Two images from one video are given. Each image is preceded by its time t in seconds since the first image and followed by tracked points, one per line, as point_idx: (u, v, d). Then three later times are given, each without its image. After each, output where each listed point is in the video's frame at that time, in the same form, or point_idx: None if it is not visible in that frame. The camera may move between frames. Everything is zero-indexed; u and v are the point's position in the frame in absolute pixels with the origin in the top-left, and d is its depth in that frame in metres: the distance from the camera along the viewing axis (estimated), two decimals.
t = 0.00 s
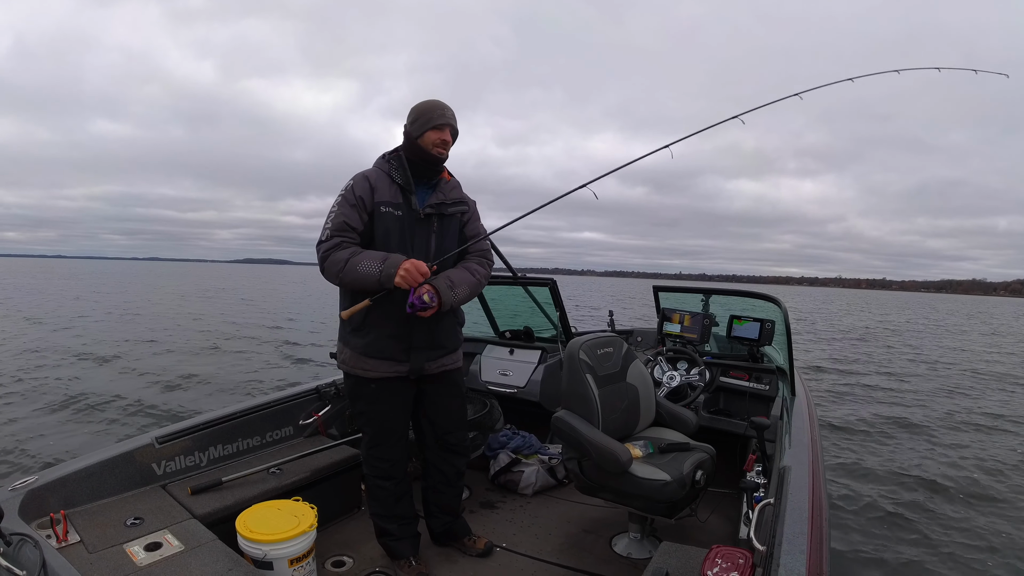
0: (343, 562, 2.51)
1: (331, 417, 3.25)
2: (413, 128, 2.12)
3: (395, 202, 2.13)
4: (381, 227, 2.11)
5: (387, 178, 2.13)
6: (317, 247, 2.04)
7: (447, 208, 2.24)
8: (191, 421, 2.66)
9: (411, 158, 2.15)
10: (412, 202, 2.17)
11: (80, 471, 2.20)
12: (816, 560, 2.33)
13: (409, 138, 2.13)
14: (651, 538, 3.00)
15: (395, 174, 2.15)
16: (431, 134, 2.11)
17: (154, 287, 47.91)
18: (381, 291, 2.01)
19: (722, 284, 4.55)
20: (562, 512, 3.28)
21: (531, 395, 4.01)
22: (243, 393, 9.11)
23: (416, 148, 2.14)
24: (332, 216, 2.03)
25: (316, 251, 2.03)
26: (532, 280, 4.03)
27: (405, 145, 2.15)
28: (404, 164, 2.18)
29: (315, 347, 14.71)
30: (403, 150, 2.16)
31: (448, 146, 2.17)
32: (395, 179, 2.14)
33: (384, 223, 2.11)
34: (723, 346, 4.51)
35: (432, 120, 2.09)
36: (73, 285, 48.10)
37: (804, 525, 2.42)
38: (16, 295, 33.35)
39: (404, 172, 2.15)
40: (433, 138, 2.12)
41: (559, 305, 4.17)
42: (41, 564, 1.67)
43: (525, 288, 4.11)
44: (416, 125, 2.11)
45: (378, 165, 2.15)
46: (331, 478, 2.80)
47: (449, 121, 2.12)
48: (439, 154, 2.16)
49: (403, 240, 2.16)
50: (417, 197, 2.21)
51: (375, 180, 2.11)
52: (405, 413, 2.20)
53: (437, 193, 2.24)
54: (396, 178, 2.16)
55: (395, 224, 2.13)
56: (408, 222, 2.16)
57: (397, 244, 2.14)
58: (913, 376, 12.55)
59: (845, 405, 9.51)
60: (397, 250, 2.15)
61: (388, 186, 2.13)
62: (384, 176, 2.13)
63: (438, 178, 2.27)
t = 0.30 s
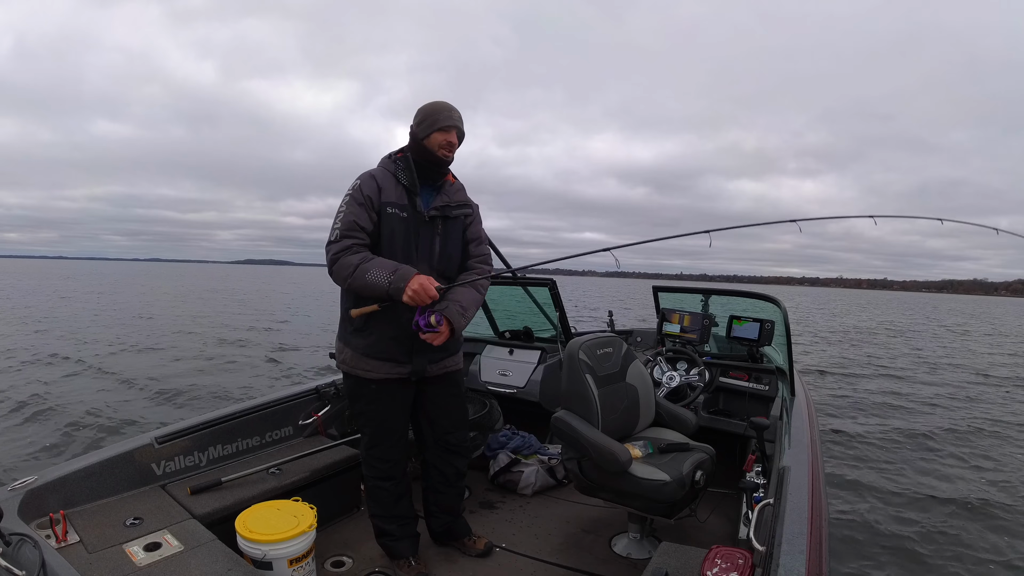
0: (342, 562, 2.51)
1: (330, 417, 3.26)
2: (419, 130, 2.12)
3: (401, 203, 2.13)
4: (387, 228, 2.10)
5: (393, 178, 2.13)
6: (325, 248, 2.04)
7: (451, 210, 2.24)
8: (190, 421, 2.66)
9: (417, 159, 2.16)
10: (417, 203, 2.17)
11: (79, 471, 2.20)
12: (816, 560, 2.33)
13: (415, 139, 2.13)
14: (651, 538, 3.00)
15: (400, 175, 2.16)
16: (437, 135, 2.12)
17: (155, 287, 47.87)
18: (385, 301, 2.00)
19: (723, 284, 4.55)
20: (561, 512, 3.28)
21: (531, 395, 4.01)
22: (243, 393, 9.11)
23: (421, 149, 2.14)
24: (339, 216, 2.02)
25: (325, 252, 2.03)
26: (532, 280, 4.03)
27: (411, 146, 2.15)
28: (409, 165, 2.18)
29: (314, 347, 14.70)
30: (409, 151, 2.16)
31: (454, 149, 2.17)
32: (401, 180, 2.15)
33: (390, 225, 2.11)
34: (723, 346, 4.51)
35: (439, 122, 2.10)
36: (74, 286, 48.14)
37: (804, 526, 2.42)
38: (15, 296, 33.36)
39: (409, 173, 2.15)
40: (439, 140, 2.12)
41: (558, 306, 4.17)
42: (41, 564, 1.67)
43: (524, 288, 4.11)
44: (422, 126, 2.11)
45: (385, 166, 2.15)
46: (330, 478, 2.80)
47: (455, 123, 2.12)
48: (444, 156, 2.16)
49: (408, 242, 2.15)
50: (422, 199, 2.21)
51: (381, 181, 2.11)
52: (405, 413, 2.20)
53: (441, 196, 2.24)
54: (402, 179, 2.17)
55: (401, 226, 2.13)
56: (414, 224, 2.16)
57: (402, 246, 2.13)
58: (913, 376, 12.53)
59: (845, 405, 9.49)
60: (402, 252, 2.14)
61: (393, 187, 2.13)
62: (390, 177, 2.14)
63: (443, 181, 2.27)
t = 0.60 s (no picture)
0: (342, 563, 2.51)
1: (330, 418, 3.26)
2: (434, 129, 2.10)
3: (411, 205, 2.13)
4: (396, 229, 2.11)
5: (404, 179, 2.14)
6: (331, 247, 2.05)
7: (464, 213, 2.22)
8: (190, 423, 2.66)
9: (431, 159, 2.15)
10: (429, 205, 2.16)
11: (79, 473, 2.20)
12: (816, 560, 2.33)
13: (430, 138, 2.12)
14: (651, 539, 3.00)
15: (413, 176, 2.15)
16: (451, 136, 2.09)
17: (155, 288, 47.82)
18: (380, 317, 2.01)
19: (722, 284, 4.54)
20: (562, 513, 3.29)
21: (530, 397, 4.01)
22: (243, 393, 9.12)
23: (436, 150, 2.13)
24: (347, 216, 2.03)
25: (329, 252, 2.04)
26: (531, 281, 4.03)
27: (425, 146, 2.14)
28: (422, 166, 2.17)
29: (314, 348, 14.70)
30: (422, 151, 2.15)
31: (468, 150, 2.14)
32: (413, 181, 2.14)
33: (399, 226, 2.11)
34: (723, 346, 4.51)
35: (453, 123, 2.08)
36: (76, 287, 48.37)
37: (804, 526, 2.42)
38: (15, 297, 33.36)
39: (421, 175, 2.15)
40: (453, 141, 2.10)
41: (558, 306, 4.18)
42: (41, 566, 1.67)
43: (524, 289, 4.11)
44: (437, 126, 2.09)
45: (397, 166, 2.16)
46: (330, 479, 2.81)
47: (470, 123, 2.10)
48: (459, 157, 2.14)
49: (417, 245, 2.15)
50: (434, 201, 2.19)
51: (392, 182, 2.12)
52: (409, 417, 2.19)
53: (455, 198, 2.22)
54: (414, 180, 2.16)
55: (410, 227, 2.13)
56: (424, 226, 2.15)
57: (411, 248, 2.13)
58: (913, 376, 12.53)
59: (845, 405, 9.50)
60: (410, 255, 2.14)
61: (405, 188, 2.13)
62: (402, 177, 2.14)
63: (457, 183, 2.25)
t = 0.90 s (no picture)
0: (342, 564, 2.52)
1: (330, 418, 3.27)
2: (471, 129, 2.01)
3: (438, 206, 2.06)
4: (419, 231, 2.04)
5: (435, 180, 2.08)
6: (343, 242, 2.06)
7: (500, 214, 2.09)
8: (189, 424, 2.66)
9: (465, 159, 2.06)
10: (459, 206, 2.06)
11: (79, 474, 2.20)
12: (816, 560, 2.33)
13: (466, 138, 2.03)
14: (652, 539, 3.00)
15: (444, 177, 2.09)
16: (488, 135, 2.00)
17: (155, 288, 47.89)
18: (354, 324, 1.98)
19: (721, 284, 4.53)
20: (562, 513, 3.29)
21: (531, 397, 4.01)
22: (243, 394, 9.14)
23: (471, 150, 2.03)
24: (361, 211, 2.02)
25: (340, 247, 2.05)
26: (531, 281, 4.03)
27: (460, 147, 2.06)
28: (455, 167, 2.09)
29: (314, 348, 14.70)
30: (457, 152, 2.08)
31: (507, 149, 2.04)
32: (444, 182, 2.08)
33: (423, 226, 2.04)
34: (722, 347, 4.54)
35: (490, 120, 1.98)
36: (75, 287, 48.51)
37: (804, 526, 2.42)
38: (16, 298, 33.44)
39: (452, 175, 2.08)
40: (491, 139, 2.00)
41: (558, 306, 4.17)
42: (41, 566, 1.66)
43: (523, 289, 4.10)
44: (474, 125, 2.00)
45: (430, 168, 2.12)
46: (331, 480, 2.81)
47: (511, 123, 2.00)
48: (497, 157, 2.04)
49: (442, 248, 2.05)
50: (467, 203, 2.09)
51: (419, 183, 2.07)
52: (430, 426, 2.16)
53: (490, 199, 2.10)
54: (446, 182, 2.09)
55: (436, 229, 2.04)
56: (452, 228, 2.05)
57: (434, 249, 2.03)
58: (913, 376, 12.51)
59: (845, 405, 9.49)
60: (432, 257, 2.04)
61: (432, 189, 2.07)
62: (433, 178, 2.09)
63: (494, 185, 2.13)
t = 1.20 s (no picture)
0: (341, 562, 2.53)
1: (329, 416, 3.29)
2: (540, 121, 1.85)
3: (499, 201, 1.90)
4: (479, 228, 1.89)
5: (497, 173, 1.92)
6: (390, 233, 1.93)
7: (566, 212, 1.94)
8: (189, 422, 2.67)
9: (531, 154, 1.90)
10: (523, 203, 1.91)
11: (78, 470, 2.21)
12: (815, 560, 2.34)
13: (535, 132, 1.87)
14: (650, 539, 3.00)
15: (506, 170, 1.93)
16: (560, 132, 1.85)
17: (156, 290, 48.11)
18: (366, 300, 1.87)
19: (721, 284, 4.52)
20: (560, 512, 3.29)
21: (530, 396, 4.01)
22: (244, 394, 9.19)
23: (540, 145, 1.87)
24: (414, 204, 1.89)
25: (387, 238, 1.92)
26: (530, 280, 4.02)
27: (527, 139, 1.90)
28: (519, 160, 1.93)
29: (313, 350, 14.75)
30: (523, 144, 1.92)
31: (579, 146, 1.89)
32: (506, 176, 1.92)
33: (483, 223, 1.89)
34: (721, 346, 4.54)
35: (564, 116, 1.82)
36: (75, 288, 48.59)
37: (803, 526, 2.42)
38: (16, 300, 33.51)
39: (516, 169, 1.92)
40: (563, 136, 1.85)
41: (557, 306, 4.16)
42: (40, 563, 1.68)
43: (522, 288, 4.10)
44: (544, 118, 1.84)
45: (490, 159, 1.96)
46: (331, 477, 2.82)
47: (583, 118, 1.84)
48: (566, 155, 1.89)
49: (504, 246, 1.90)
50: (530, 199, 1.94)
51: (481, 177, 1.90)
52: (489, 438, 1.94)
53: (556, 195, 1.94)
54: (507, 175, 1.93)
55: (497, 227, 1.89)
56: (515, 226, 1.90)
57: (496, 249, 1.89)
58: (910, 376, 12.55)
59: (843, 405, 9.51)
60: (493, 258, 1.89)
61: (494, 183, 1.91)
62: (495, 170, 1.93)
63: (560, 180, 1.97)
